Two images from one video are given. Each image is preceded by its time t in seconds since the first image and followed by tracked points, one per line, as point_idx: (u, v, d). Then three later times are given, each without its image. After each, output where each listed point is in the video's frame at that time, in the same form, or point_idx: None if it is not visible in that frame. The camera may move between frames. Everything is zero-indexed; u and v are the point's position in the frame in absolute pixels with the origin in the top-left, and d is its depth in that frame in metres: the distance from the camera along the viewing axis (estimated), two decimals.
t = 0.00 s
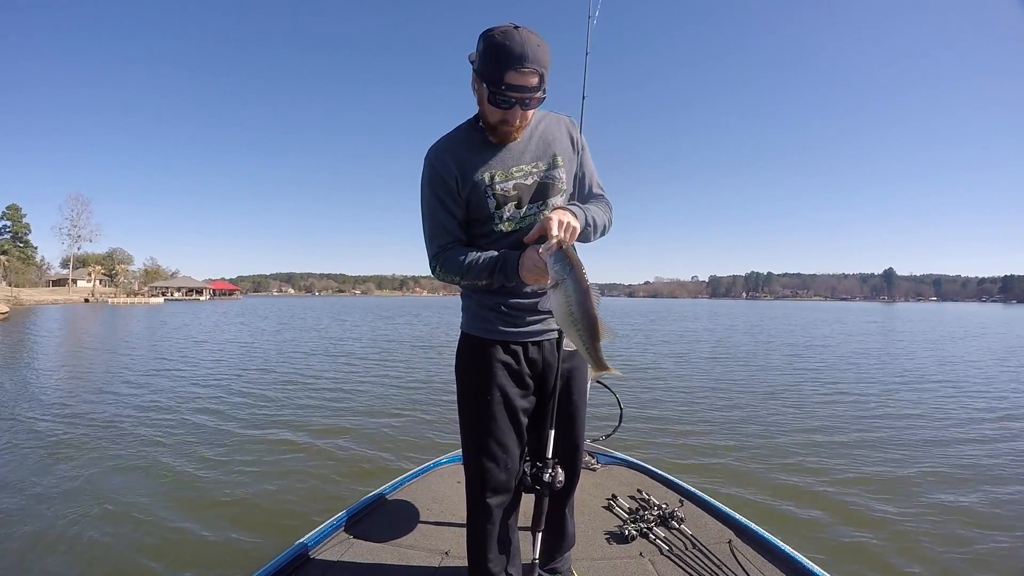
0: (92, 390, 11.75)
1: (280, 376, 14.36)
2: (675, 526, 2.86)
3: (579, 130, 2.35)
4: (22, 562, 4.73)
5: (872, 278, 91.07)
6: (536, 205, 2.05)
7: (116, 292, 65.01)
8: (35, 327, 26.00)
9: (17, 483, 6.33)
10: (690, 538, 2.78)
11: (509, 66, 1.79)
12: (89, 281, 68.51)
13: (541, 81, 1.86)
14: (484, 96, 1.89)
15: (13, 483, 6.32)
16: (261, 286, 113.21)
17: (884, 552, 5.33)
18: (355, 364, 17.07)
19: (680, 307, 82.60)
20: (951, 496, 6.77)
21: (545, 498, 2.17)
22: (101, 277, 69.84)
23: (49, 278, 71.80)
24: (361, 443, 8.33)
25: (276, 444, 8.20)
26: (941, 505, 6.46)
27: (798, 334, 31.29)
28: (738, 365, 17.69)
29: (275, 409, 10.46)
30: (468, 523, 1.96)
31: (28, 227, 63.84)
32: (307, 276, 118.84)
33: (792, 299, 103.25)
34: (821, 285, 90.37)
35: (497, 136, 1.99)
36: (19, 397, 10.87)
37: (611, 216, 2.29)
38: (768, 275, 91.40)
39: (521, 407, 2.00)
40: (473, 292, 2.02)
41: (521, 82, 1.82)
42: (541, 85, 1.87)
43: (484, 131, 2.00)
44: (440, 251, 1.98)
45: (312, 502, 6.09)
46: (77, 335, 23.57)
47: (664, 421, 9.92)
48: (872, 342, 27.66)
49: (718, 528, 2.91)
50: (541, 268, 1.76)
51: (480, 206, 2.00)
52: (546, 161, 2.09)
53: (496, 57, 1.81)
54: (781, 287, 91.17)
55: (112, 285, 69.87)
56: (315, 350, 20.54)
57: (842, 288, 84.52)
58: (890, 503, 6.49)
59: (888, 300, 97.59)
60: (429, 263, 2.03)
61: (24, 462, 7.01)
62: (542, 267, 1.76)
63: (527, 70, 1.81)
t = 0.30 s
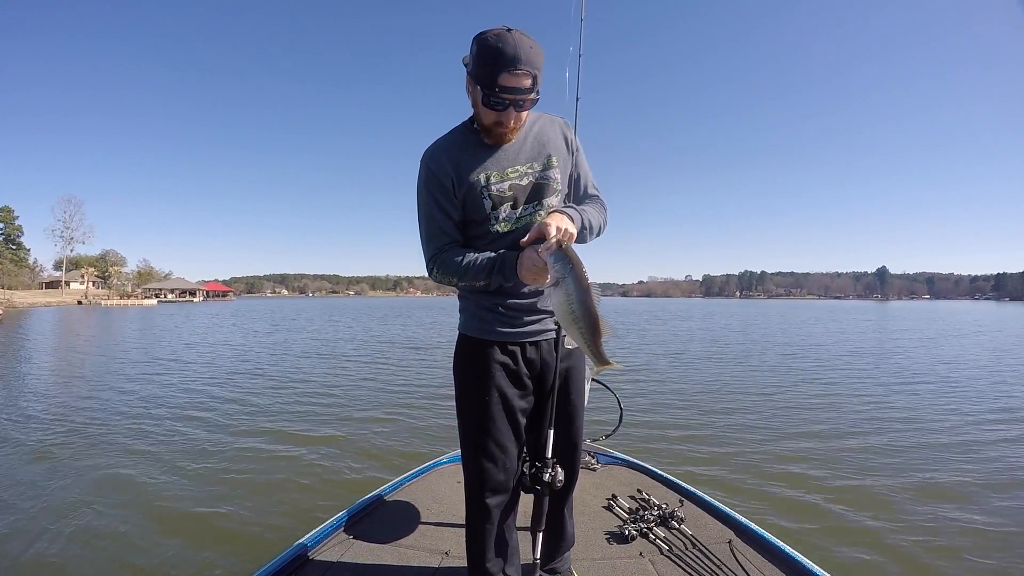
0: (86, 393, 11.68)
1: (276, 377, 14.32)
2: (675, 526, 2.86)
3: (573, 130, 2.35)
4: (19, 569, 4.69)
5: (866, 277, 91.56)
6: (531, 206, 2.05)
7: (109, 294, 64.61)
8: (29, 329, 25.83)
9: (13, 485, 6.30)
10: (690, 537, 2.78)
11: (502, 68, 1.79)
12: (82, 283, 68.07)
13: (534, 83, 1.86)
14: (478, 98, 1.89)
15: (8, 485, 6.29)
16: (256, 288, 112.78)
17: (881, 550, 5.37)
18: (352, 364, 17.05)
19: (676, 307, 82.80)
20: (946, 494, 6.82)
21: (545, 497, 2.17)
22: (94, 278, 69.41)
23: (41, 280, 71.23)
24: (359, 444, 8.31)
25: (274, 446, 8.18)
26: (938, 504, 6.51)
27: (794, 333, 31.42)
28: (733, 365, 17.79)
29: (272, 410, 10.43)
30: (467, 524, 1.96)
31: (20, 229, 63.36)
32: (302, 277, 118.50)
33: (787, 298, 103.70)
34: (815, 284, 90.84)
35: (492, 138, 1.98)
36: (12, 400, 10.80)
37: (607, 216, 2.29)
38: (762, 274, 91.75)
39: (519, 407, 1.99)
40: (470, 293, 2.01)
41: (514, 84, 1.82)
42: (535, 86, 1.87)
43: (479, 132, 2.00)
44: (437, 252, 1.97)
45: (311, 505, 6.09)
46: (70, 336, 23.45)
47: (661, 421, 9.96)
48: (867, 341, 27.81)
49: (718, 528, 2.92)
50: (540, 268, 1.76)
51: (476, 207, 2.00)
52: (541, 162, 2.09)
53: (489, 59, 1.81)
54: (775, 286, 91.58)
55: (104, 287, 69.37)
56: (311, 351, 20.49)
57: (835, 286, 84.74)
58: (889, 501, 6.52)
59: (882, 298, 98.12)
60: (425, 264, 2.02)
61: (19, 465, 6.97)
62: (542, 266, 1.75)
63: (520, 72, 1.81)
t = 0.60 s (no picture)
0: (80, 391, 11.58)
1: (273, 376, 14.26)
2: (675, 526, 2.87)
3: (575, 131, 2.35)
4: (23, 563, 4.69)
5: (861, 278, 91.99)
6: (533, 206, 2.05)
7: (103, 292, 64.14)
8: (21, 327, 25.59)
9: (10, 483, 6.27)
10: (690, 537, 2.79)
11: (505, 67, 1.79)
12: (73, 281, 67.79)
13: (537, 82, 1.86)
14: (481, 97, 1.89)
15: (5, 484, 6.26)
16: (251, 287, 112.40)
17: (878, 551, 5.41)
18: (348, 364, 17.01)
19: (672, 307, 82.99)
20: (942, 495, 6.87)
21: (546, 498, 2.18)
22: (87, 276, 68.99)
23: (33, 278, 70.64)
24: (358, 444, 8.30)
25: (272, 445, 8.15)
26: (933, 505, 6.56)
27: (788, 335, 31.59)
28: (728, 366, 17.86)
29: (268, 409, 10.38)
30: (468, 524, 1.96)
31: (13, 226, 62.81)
32: (297, 276, 118.05)
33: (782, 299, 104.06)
34: (809, 285, 91.20)
35: (494, 137, 1.98)
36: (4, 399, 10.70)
37: (609, 217, 2.29)
38: (757, 275, 92.03)
39: (521, 408, 1.99)
40: (471, 293, 2.01)
41: (518, 83, 1.82)
42: (537, 86, 1.87)
43: (481, 132, 2.00)
44: (439, 252, 1.96)
45: (311, 503, 6.08)
46: (63, 334, 23.30)
47: (657, 421, 9.98)
48: (862, 342, 27.96)
49: (718, 528, 2.93)
50: (546, 267, 1.75)
51: (479, 207, 1.99)
52: (543, 162, 2.09)
53: (492, 58, 1.81)
54: (770, 287, 91.93)
55: (97, 284, 68.92)
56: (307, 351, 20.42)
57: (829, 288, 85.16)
58: (885, 502, 6.57)
59: (877, 300, 98.55)
60: (427, 264, 2.02)
61: (15, 464, 6.93)
62: (548, 265, 1.75)
63: (523, 71, 1.81)
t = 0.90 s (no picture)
0: (74, 390, 11.49)
1: (269, 375, 14.20)
2: (675, 526, 2.87)
3: (579, 130, 2.35)
4: (23, 560, 4.68)
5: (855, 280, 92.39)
6: (538, 206, 2.05)
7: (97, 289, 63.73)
8: (13, 325, 25.35)
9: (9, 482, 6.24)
10: (690, 538, 2.79)
11: (512, 64, 1.79)
12: (67, 278, 67.42)
13: (543, 80, 1.86)
14: (487, 95, 1.89)
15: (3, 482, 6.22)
16: (246, 285, 111.99)
17: (878, 552, 5.43)
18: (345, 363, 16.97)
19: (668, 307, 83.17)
20: (940, 497, 6.91)
21: (547, 498, 2.18)
22: (81, 273, 68.54)
23: (27, 275, 70.20)
24: (357, 443, 8.30)
25: (271, 444, 8.14)
26: (930, 506, 6.59)
27: (782, 336, 31.74)
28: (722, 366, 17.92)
29: (266, 408, 10.35)
30: (468, 524, 1.96)
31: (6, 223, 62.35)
32: (293, 275, 117.73)
33: (777, 300, 104.40)
34: (803, 286, 91.69)
35: (499, 136, 1.98)
36: None
37: (612, 217, 2.30)
38: (753, 276, 92.32)
39: (523, 408, 1.99)
40: (474, 293, 2.01)
41: (525, 81, 1.82)
42: (543, 85, 1.87)
43: (486, 130, 2.00)
44: (442, 250, 1.96)
45: (311, 502, 6.09)
46: (56, 331, 23.20)
47: (656, 422, 10.00)
48: (854, 344, 28.13)
49: (717, 528, 2.93)
50: (550, 270, 1.77)
51: (483, 206, 1.99)
52: (548, 161, 2.09)
53: (498, 54, 1.81)
54: (765, 288, 92.20)
55: (91, 281, 68.52)
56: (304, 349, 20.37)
57: (823, 289, 85.63)
58: (883, 503, 6.59)
59: (872, 301, 98.97)
60: (429, 263, 2.02)
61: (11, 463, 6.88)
62: (553, 268, 1.76)
63: (530, 69, 1.81)
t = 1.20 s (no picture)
0: (68, 391, 11.40)
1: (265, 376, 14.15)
2: (675, 526, 2.88)
3: (579, 129, 2.34)
4: (22, 565, 4.66)
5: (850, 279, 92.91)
6: (537, 205, 2.05)
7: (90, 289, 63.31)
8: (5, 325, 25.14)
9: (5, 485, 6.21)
10: (690, 538, 2.80)
11: (511, 63, 1.79)
12: (60, 277, 66.99)
13: (543, 79, 1.86)
14: (486, 94, 1.88)
15: None
16: (241, 285, 111.58)
17: (875, 551, 5.47)
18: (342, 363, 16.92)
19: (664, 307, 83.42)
20: (936, 496, 6.97)
21: (547, 498, 2.18)
22: (74, 273, 68.07)
23: (20, 275, 69.67)
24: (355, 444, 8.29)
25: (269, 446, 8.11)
26: (927, 506, 6.63)
27: (777, 335, 31.91)
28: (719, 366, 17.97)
29: (262, 410, 10.30)
30: (468, 525, 1.96)
31: None
32: (288, 275, 117.32)
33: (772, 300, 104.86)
34: (798, 285, 92.07)
35: (498, 135, 1.98)
36: None
37: (612, 217, 2.30)
38: (748, 275, 92.69)
39: (523, 409, 1.99)
40: (473, 292, 2.01)
41: (524, 80, 1.82)
42: (543, 83, 1.87)
43: (486, 128, 1.99)
44: (441, 250, 1.95)
45: (311, 504, 6.09)
46: (49, 331, 23.07)
47: (655, 422, 10.02)
48: (848, 342, 28.31)
49: (717, 528, 2.94)
50: (550, 271, 1.77)
51: (482, 206, 1.99)
52: (547, 160, 2.09)
53: (498, 53, 1.80)
54: (760, 288, 92.61)
55: (84, 281, 68.13)
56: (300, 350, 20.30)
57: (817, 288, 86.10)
58: (881, 503, 6.63)
59: (866, 300, 99.55)
60: (428, 263, 2.01)
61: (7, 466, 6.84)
62: (552, 269, 1.77)
63: (529, 68, 1.81)
